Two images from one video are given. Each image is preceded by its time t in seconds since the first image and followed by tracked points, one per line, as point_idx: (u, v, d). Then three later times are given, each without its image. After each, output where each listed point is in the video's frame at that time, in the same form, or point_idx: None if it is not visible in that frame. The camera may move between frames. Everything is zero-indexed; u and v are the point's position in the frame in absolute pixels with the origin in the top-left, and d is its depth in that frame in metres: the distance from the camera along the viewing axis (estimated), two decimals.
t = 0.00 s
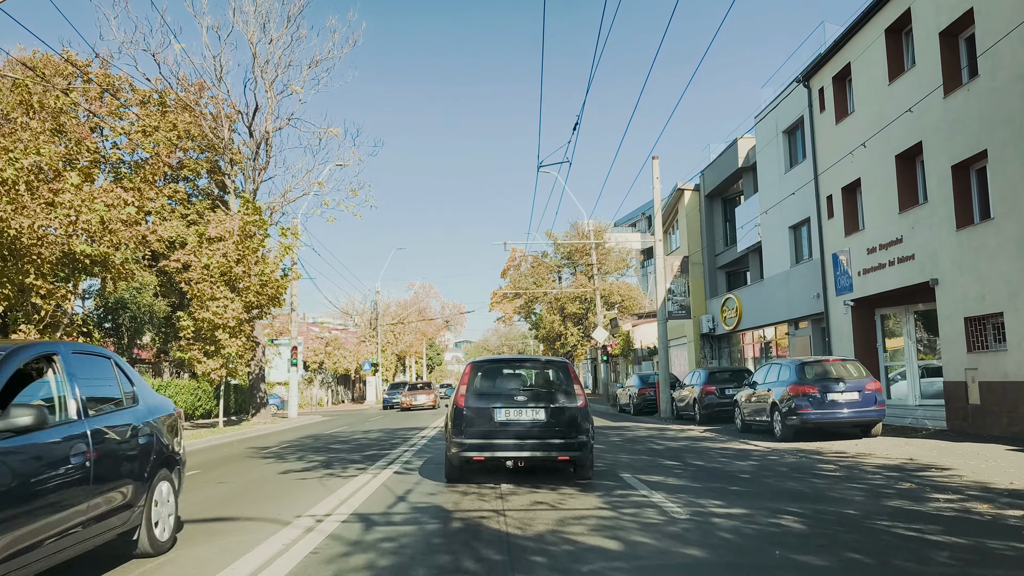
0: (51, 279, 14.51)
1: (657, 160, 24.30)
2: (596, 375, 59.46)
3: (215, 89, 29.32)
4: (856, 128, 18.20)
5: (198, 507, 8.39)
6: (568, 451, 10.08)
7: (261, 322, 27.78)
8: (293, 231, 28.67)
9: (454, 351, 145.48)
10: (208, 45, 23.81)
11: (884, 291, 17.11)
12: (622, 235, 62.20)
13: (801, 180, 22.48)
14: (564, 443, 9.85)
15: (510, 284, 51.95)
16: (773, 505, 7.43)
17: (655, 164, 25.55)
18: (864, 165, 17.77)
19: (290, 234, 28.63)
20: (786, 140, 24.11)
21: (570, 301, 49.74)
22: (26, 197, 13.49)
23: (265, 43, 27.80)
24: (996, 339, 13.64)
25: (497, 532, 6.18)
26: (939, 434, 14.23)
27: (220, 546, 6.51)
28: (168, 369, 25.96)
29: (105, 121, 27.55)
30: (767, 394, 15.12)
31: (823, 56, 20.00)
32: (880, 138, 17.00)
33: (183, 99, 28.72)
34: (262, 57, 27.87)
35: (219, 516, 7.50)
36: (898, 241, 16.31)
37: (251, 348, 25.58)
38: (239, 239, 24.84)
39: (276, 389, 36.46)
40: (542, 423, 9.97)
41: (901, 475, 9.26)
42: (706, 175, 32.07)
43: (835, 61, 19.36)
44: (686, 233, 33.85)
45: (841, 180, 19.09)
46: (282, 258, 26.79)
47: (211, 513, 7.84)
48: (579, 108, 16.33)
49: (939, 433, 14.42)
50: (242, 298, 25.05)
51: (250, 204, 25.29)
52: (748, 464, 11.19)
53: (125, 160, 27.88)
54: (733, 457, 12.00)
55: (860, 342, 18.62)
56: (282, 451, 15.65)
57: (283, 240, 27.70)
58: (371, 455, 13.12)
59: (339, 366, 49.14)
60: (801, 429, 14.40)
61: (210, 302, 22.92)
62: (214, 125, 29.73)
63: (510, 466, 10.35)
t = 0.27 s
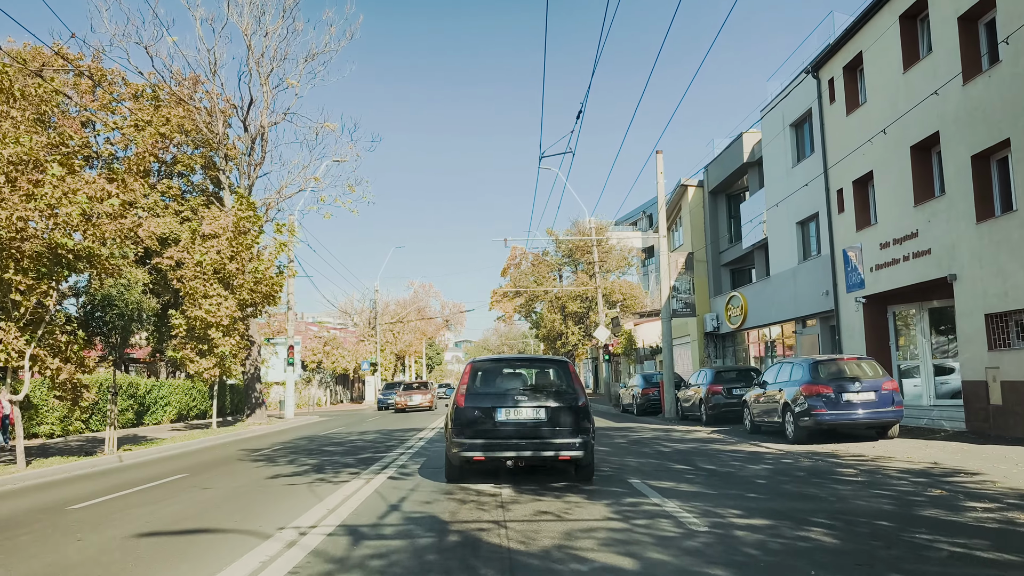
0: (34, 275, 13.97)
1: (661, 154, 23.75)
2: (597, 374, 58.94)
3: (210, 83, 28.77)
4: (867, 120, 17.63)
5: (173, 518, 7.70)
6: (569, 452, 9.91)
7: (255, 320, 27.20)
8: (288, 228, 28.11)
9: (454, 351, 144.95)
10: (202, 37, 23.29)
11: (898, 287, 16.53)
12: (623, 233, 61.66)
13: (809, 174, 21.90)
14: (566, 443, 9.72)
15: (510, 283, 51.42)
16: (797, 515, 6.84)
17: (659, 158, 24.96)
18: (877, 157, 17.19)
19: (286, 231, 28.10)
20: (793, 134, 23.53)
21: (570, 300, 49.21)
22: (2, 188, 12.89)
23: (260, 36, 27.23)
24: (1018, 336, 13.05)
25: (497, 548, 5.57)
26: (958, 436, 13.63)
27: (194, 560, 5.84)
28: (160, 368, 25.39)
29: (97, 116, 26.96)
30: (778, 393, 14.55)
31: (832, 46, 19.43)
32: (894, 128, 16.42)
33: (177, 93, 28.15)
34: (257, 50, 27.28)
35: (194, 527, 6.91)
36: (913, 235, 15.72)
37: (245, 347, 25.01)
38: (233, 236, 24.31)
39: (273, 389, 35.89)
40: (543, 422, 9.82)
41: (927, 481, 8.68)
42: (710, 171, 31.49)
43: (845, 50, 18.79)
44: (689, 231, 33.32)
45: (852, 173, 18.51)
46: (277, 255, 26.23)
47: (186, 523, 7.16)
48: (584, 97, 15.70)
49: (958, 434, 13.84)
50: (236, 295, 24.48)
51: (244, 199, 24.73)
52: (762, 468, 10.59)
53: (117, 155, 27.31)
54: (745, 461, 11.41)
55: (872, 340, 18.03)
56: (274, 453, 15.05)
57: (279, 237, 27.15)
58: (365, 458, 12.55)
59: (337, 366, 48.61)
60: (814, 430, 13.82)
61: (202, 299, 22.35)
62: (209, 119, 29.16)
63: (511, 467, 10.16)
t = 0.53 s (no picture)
0: (15, 270, 13.43)
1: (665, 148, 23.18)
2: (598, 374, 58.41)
3: (205, 78, 28.22)
4: (879, 111, 17.09)
5: (147, 530, 7.09)
6: (569, 451, 9.98)
7: (250, 318, 26.61)
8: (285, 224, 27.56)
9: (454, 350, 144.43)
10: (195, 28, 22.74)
11: (912, 284, 15.99)
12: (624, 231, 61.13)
13: (817, 169, 21.36)
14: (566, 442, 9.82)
15: (510, 281, 50.88)
16: (824, 527, 6.30)
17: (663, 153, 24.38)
18: (890, 149, 16.65)
19: (282, 227, 27.55)
20: (800, 127, 22.99)
21: (572, 299, 48.67)
22: None
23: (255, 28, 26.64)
24: None
25: (500, 566, 5.00)
26: (978, 437, 13.06)
27: None
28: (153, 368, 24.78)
29: (89, 109, 26.36)
30: (790, 393, 13.99)
31: (842, 36, 18.88)
32: (908, 119, 15.89)
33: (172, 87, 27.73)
34: (252, 42, 26.68)
35: (169, 539, 6.36)
36: (929, 229, 15.17)
37: (240, 346, 24.41)
38: (227, 232, 23.76)
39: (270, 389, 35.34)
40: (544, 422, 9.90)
41: (956, 487, 8.16)
42: (714, 167, 30.98)
43: (856, 40, 18.24)
44: (693, 228, 32.81)
45: (863, 166, 17.98)
46: (272, 252, 25.66)
47: (159, 535, 6.57)
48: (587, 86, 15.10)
49: (977, 436, 13.30)
50: (230, 293, 23.89)
51: (239, 194, 24.16)
52: (777, 473, 10.03)
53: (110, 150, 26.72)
54: (759, 465, 10.85)
55: (884, 338, 17.46)
56: (266, 456, 14.49)
57: (274, 233, 26.57)
58: (360, 461, 12.01)
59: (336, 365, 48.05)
60: (829, 432, 13.25)
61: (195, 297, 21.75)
62: (203, 114, 28.66)
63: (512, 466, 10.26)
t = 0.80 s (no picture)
0: None
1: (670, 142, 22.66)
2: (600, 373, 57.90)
3: (200, 72, 27.63)
4: (892, 103, 16.57)
5: (119, 542, 6.55)
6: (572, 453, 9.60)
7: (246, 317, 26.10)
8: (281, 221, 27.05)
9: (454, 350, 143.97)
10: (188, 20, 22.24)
11: (926, 280, 15.46)
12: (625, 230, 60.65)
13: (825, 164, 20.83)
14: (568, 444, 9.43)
15: (511, 281, 50.38)
16: (855, 540, 5.75)
17: (667, 147, 23.84)
18: (903, 142, 16.12)
19: (278, 224, 27.03)
20: (808, 121, 22.46)
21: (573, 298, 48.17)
22: None
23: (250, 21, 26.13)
24: None
25: None
26: (997, 440, 12.54)
27: None
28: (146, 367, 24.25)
29: (81, 105, 25.85)
30: (802, 394, 13.46)
31: (852, 26, 18.35)
32: (922, 110, 15.36)
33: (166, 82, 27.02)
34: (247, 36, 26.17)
35: (140, 553, 5.83)
36: (945, 224, 14.64)
37: (234, 345, 23.89)
38: (222, 229, 23.27)
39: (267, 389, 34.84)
40: (545, 423, 9.50)
41: (987, 494, 7.63)
42: (718, 163, 30.44)
43: (867, 30, 17.71)
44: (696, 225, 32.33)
45: (874, 160, 17.45)
46: (268, 248, 25.15)
47: (132, 548, 6.06)
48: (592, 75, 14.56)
49: (997, 438, 12.77)
50: (225, 290, 23.37)
51: (233, 190, 23.66)
52: (793, 478, 9.49)
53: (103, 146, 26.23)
54: (772, 469, 10.33)
55: (896, 337, 16.94)
56: (257, 459, 13.95)
57: (270, 230, 26.06)
58: (355, 465, 11.48)
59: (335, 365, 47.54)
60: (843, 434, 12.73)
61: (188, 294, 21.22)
62: (198, 109, 27.98)
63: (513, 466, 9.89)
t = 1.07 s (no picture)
0: None
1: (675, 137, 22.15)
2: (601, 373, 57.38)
3: (196, 67, 26.99)
4: (905, 95, 16.07)
5: (89, 556, 6.05)
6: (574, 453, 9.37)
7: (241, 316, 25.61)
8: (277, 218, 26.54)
9: (454, 350, 143.52)
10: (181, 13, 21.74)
11: (941, 277, 14.96)
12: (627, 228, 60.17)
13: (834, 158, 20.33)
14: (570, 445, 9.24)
15: (511, 280, 49.90)
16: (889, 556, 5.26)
17: (672, 143, 23.33)
18: (917, 134, 15.61)
19: (274, 221, 26.55)
20: (815, 116, 21.96)
21: (574, 297, 47.71)
22: None
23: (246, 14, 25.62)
24: None
25: None
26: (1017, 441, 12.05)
27: None
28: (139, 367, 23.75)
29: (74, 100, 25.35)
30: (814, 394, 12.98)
31: (862, 16, 17.85)
32: (938, 102, 14.86)
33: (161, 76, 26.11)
34: (243, 29, 25.68)
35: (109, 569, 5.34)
36: (962, 218, 14.14)
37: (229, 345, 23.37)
38: (217, 226, 22.79)
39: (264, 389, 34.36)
40: (547, 423, 9.27)
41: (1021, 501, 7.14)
42: (722, 160, 29.94)
43: (878, 20, 17.20)
44: (700, 223, 31.78)
45: (886, 154, 16.96)
46: (264, 246, 24.65)
47: (99, 565, 5.57)
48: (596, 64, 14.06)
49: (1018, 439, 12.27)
50: (219, 289, 22.85)
51: (228, 186, 23.17)
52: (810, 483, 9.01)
53: (97, 143, 25.73)
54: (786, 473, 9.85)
55: (909, 335, 16.44)
56: (249, 462, 13.45)
57: (266, 227, 25.55)
58: (350, 468, 10.99)
59: (334, 364, 47.07)
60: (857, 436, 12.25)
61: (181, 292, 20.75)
62: (194, 105, 27.07)
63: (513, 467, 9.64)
